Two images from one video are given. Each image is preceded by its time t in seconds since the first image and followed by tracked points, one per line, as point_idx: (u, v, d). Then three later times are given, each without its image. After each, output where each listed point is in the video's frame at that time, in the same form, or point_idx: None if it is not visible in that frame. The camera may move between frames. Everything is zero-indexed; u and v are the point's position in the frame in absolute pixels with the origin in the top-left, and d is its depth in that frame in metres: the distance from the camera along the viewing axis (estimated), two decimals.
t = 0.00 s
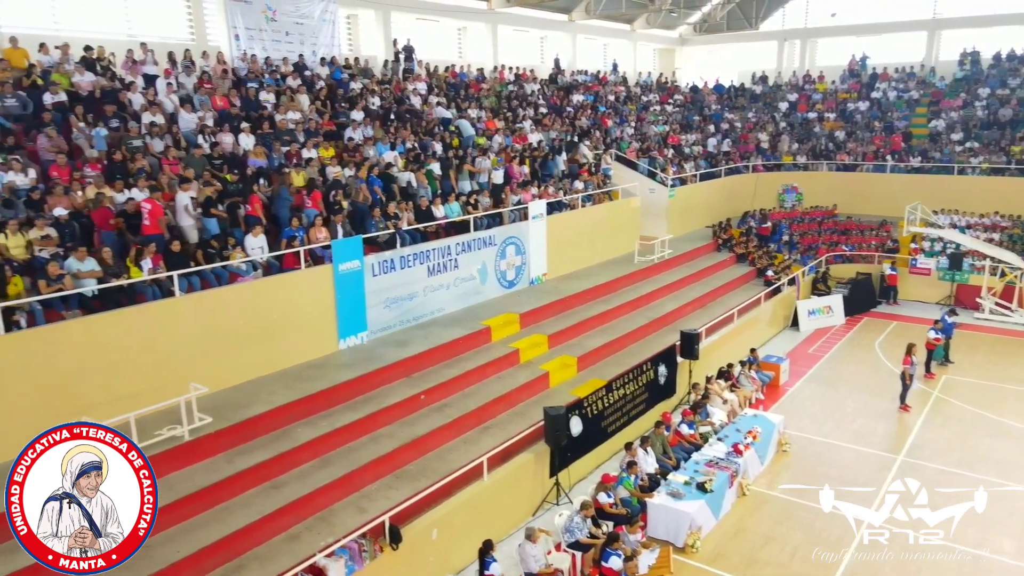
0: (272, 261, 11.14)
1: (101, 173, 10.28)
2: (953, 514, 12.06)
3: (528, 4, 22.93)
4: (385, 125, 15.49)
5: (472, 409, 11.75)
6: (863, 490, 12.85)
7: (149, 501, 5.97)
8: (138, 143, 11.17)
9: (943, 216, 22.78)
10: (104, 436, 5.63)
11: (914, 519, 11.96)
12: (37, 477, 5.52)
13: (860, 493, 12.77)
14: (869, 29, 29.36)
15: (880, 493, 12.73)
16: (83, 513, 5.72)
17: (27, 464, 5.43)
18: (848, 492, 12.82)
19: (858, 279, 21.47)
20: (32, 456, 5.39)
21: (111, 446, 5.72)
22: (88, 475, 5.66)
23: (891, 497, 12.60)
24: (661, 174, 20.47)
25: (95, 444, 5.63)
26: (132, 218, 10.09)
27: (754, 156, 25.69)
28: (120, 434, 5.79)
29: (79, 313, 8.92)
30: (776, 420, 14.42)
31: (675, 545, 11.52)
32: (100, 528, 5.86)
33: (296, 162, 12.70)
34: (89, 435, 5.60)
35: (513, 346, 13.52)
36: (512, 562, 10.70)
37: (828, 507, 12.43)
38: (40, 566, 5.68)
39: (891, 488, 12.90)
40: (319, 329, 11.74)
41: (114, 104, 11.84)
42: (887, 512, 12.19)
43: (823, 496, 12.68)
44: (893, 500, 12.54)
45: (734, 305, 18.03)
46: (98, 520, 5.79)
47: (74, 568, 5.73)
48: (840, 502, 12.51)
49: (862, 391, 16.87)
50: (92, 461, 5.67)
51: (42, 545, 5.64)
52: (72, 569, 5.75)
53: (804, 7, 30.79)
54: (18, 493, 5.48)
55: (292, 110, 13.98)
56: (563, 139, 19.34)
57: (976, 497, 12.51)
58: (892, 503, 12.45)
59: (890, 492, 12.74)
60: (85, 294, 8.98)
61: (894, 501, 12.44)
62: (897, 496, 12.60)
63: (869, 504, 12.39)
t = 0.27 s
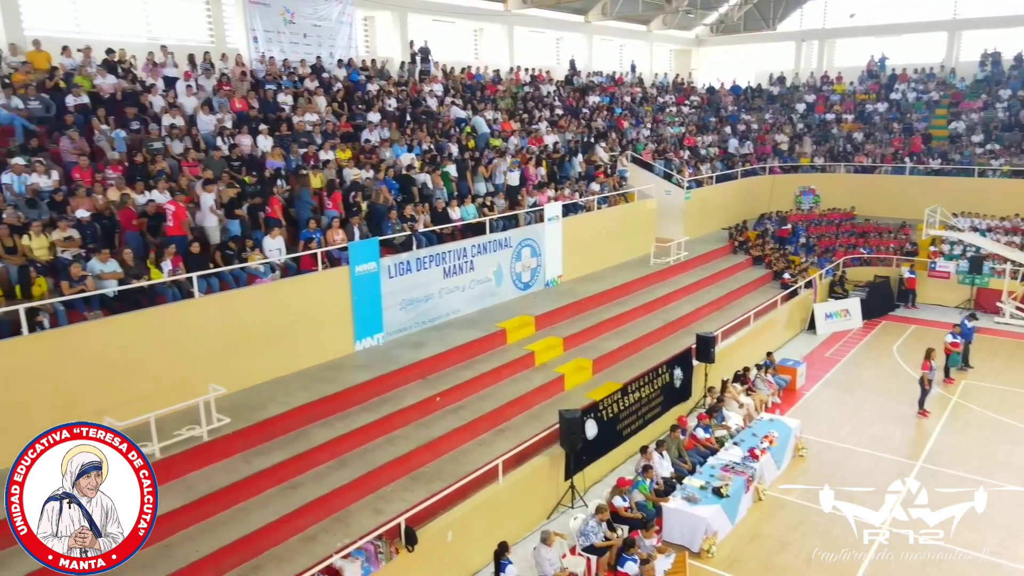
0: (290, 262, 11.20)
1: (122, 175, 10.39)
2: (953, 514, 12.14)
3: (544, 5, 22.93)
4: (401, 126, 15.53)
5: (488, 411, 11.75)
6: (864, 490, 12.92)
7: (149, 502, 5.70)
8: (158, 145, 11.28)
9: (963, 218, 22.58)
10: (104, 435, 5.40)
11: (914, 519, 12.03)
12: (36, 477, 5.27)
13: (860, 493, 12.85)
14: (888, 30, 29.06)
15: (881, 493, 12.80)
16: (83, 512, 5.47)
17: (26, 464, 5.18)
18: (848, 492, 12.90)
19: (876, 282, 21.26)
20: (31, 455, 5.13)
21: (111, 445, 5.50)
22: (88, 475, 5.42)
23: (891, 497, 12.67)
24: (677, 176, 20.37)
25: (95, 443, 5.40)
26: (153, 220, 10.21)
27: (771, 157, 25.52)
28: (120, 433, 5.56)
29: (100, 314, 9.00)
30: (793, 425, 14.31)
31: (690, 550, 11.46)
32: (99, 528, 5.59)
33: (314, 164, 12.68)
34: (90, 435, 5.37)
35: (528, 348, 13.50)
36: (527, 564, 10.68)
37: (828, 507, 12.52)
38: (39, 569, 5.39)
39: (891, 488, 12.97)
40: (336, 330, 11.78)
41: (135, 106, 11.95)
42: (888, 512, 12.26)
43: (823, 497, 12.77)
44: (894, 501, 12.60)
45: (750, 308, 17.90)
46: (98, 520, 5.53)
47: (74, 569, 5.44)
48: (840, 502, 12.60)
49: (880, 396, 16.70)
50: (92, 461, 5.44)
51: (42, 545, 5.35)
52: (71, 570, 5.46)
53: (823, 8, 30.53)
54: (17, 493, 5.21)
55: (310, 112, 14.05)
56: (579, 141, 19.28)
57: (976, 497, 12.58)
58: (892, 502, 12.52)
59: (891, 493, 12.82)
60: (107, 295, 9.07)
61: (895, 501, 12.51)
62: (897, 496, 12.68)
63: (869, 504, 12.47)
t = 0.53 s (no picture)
0: (308, 264, 11.25)
1: (142, 177, 10.50)
2: (954, 514, 12.23)
3: (560, 7, 22.91)
4: (417, 128, 15.58)
5: (503, 414, 11.73)
6: (863, 490, 13.02)
7: (148, 501, 5.91)
8: (178, 147, 11.38)
9: (984, 222, 22.30)
10: (104, 436, 5.55)
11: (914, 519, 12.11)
12: (37, 477, 5.40)
13: (860, 493, 12.95)
14: (908, 30, 28.77)
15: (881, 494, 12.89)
16: (83, 512, 5.61)
17: (27, 464, 5.31)
18: (848, 492, 12.99)
19: (894, 286, 21.03)
20: (32, 456, 5.27)
21: (111, 446, 5.64)
22: (88, 475, 5.55)
23: (891, 497, 12.76)
24: (693, 178, 20.22)
25: (95, 444, 5.54)
26: (174, 221, 10.32)
27: (789, 159, 25.32)
28: (120, 434, 5.71)
29: (121, 315, 9.09)
30: (810, 430, 14.19)
31: (706, 555, 11.40)
32: (99, 528, 5.75)
33: (332, 166, 12.81)
34: (90, 435, 5.50)
35: (544, 351, 13.48)
36: (542, 568, 10.66)
37: (828, 507, 12.63)
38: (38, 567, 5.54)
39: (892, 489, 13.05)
40: (353, 332, 11.82)
41: (156, 109, 12.07)
42: (888, 512, 12.34)
43: (824, 497, 12.88)
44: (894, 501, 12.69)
45: (767, 311, 17.77)
46: (98, 520, 5.69)
47: (74, 568, 5.61)
48: (840, 502, 12.70)
49: (899, 401, 16.51)
50: (92, 461, 5.57)
51: (42, 546, 5.49)
52: (71, 569, 5.63)
53: (842, 8, 30.28)
54: (18, 493, 5.35)
55: (328, 114, 14.12)
56: (596, 142, 19.24)
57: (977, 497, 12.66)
58: (892, 502, 12.60)
59: (891, 493, 12.91)
60: (128, 296, 9.15)
61: (894, 501, 12.60)
62: (897, 496, 12.76)
63: (869, 504, 12.55)
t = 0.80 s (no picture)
0: (325, 266, 11.30)
1: (164, 179, 10.61)
2: (954, 513, 12.32)
3: (578, 8, 22.87)
4: (434, 129, 15.64)
5: (519, 416, 11.72)
6: (864, 490, 13.10)
7: (149, 501, 5.93)
8: (199, 148, 11.49)
9: (1007, 226, 21.71)
10: (103, 435, 5.59)
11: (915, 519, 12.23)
12: (37, 476, 5.45)
13: (860, 494, 13.03)
14: (929, 31, 28.42)
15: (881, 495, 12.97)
16: (83, 512, 5.63)
17: (27, 464, 5.36)
18: (848, 492, 13.09)
19: (914, 289, 20.78)
20: (32, 456, 5.33)
21: (111, 445, 5.68)
22: (88, 475, 5.59)
23: (891, 497, 12.83)
24: (711, 179, 19.99)
25: (95, 443, 5.59)
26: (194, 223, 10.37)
27: (807, 161, 25.10)
28: (120, 433, 5.75)
29: (143, 316, 9.19)
30: (828, 436, 14.06)
31: (723, 560, 11.31)
32: (100, 528, 5.77)
33: (349, 167, 12.77)
34: (89, 435, 5.56)
35: (560, 353, 13.46)
36: (558, 571, 10.63)
37: (829, 506, 12.69)
38: (39, 567, 5.57)
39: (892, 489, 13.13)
40: (370, 334, 11.86)
41: (177, 111, 12.19)
42: (889, 512, 12.44)
43: (823, 496, 12.88)
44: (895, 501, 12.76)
45: (784, 314, 17.63)
46: (98, 520, 5.71)
47: (74, 568, 5.62)
48: (839, 502, 12.79)
49: (918, 406, 16.31)
50: (92, 461, 5.62)
51: (42, 545, 5.53)
52: (72, 569, 5.65)
53: (862, 9, 29.96)
54: (17, 493, 5.40)
55: (345, 116, 14.19)
56: (613, 143, 19.19)
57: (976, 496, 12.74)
58: (893, 503, 12.67)
59: (891, 493, 12.99)
60: (149, 298, 9.25)
61: (895, 501, 12.68)
62: (897, 497, 12.85)
63: (869, 504, 12.65)
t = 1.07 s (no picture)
0: (343, 268, 11.35)
1: (185, 181, 10.72)
2: (953, 514, 12.42)
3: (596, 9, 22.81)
4: (451, 131, 15.70)
5: (536, 419, 11.70)
6: (864, 490, 13.20)
7: (148, 501, 6.05)
8: (220, 150, 11.61)
9: None
10: (104, 436, 5.68)
11: (914, 519, 12.31)
12: (37, 476, 5.52)
13: (861, 494, 13.12)
14: (952, 32, 28.06)
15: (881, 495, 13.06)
16: (83, 513, 5.71)
17: (27, 464, 5.44)
18: (848, 492, 13.17)
19: (935, 293, 20.52)
20: (32, 456, 5.40)
21: (111, 446, 5.76)
22: (88, 475, 5.66)
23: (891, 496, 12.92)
24: (729, 182, 19.93)
25: (95, 444, 5.67)
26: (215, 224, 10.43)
27: (827, 163, 24.85)
28: (120, 434, 5.83)
29: (164, 316, 9.30)
30: (847, 441, 13.91)
31: (740, 566, 11.25)
32: (100, 528, 5.84)
33: (368, 169, 12.89)
34: (89, 435, 5.64)
35: (577, 356, 13.43)
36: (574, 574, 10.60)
37: (828, 506, 12.59)
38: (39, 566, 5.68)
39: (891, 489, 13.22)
40: (388, 335, 11.90)
41: (198, 113, 12.33)
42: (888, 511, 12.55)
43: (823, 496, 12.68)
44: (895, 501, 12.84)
45: (803, 318, 17.47)
46: (98, 520, 5.78)
47: (73, 569, 5.70)
48: (839, 502, 12.88)
49: (939, 412, 16.08)
50: (92, 461, 5.70)
51: (42, 545, 5.64)
52: (72, 569, 5.73)
53: (884, 9, 29.62)
54: (18, 494, 5.48)
55: (364, 117, 14.26)
56: (630, 145, 19.15)
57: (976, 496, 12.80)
58: (893, 502, 12.77)
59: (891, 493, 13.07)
60: (171, 298, 9.36)
61: (895, 501, 12.77)
62: (897, 497, 12.93)
63: (869, 504, 12.73)
